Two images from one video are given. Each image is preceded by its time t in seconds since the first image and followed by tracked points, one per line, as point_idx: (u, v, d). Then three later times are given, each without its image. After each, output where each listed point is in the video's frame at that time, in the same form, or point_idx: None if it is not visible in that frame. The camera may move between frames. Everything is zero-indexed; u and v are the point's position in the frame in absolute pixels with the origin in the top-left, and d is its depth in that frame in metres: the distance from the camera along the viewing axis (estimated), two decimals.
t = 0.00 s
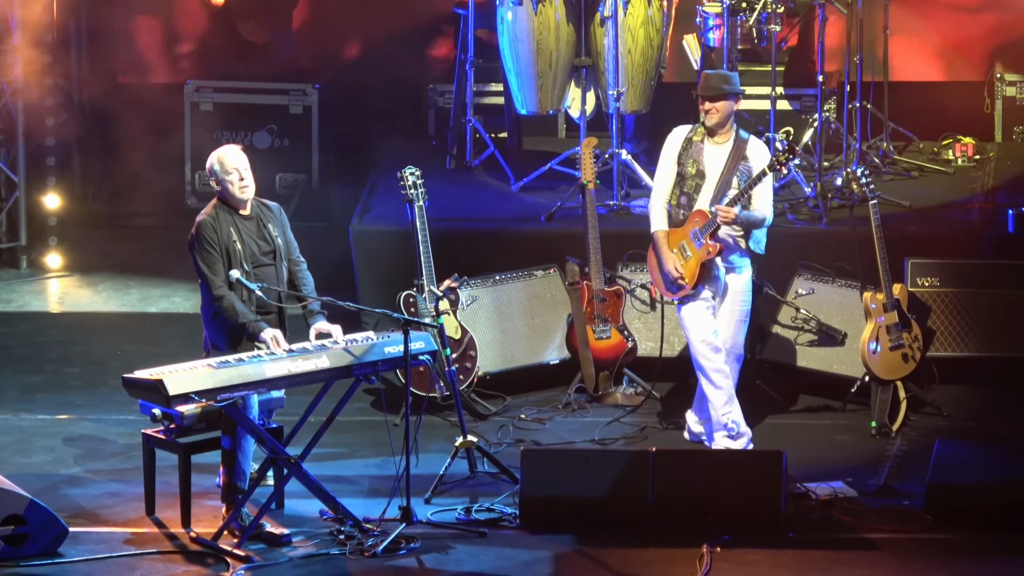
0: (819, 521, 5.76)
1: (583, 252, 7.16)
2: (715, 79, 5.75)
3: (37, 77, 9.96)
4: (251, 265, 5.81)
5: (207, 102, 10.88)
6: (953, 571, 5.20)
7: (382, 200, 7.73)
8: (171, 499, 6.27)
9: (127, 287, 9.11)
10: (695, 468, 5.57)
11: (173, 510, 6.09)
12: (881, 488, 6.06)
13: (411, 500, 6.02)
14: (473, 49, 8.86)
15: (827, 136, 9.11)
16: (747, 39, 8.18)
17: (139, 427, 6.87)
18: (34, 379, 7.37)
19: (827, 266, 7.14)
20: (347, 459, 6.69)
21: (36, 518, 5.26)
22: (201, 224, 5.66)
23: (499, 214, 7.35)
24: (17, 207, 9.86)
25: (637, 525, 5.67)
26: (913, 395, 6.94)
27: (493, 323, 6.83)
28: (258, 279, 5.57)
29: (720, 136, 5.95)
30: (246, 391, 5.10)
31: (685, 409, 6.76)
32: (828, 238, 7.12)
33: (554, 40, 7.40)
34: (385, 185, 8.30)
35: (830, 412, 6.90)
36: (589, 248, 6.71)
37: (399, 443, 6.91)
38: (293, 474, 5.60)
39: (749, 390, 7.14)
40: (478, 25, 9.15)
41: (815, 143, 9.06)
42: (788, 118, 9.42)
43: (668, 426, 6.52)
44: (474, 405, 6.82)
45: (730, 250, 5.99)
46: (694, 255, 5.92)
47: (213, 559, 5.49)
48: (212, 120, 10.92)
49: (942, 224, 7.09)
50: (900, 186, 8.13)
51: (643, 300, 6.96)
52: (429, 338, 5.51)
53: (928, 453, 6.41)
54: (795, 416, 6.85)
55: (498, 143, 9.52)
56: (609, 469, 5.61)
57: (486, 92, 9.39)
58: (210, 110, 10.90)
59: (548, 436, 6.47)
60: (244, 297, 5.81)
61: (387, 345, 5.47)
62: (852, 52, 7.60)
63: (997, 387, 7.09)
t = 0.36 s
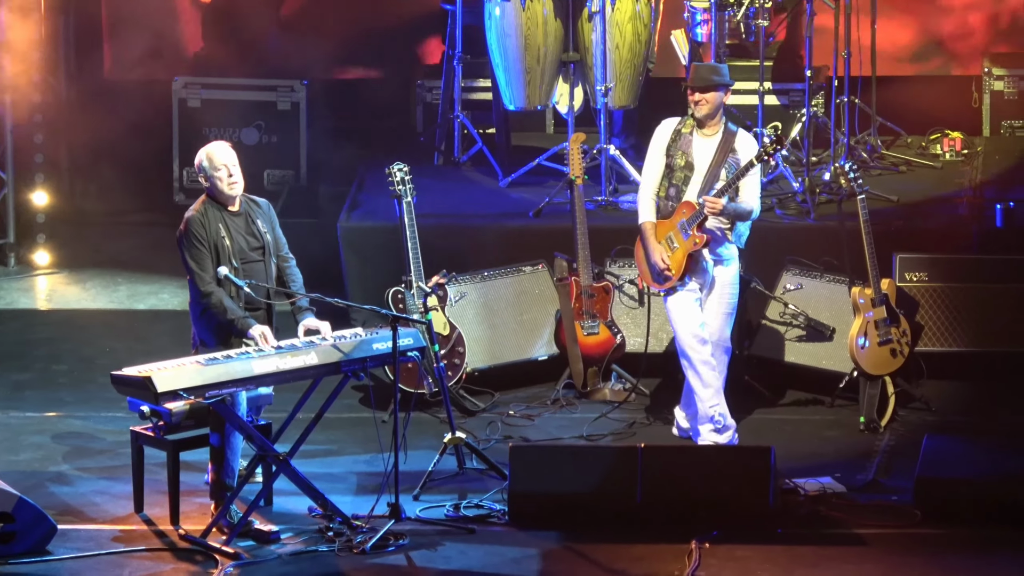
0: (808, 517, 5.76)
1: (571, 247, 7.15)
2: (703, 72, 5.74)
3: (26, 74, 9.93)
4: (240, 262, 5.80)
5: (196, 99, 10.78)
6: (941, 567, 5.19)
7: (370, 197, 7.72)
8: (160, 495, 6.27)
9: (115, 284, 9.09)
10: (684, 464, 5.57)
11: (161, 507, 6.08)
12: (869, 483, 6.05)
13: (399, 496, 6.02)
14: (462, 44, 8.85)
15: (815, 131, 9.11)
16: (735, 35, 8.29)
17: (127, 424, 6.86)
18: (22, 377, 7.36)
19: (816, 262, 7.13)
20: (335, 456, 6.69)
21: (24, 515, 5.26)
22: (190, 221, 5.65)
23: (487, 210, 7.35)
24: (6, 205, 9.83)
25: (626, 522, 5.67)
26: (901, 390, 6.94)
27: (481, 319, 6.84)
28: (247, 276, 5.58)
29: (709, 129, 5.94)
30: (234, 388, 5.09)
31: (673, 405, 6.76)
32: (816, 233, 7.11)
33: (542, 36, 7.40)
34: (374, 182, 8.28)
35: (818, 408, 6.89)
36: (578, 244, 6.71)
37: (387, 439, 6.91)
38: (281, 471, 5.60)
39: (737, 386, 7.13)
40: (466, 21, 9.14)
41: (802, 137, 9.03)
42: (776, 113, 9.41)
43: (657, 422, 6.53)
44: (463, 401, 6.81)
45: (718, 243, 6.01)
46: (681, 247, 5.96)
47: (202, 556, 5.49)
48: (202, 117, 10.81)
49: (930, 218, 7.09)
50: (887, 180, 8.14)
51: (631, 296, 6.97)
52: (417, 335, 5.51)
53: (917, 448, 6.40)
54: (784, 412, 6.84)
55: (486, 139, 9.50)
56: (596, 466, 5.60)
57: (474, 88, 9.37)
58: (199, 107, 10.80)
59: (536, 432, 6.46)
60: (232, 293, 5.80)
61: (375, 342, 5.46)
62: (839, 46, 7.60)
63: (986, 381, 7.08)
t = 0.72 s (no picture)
0: (796, 513, 5.76)
1: (558, 244, 7.15)
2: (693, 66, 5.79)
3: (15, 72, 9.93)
4: (226, 259, 5.80)
5: (182, 97, 10.79)
6: (928, 562, 5.19)
7: (357, 194, 7.72)
8: (148, 493, 6.27)
9: (103, 282, 9.04)
10: (672, 460, 5.56)
11: (150, 505, 6.08)
12: (857, 479, 6.05)
13: (387, 494, 6.02)
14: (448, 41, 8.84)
15: (801, 127, 9.10)
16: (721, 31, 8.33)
17: (115, 422, 6.87)
18: (10, 375, 7.36)
19: (803, 258, 7.13)
20: (323, 453, 6.69)
21: (11, 514, 5.31)
22: (177, 218, 5.64)
23: (474, 207, 7.35)
24: None
25: (613, 518, 5.67)
26: (889, 386, 6.93)
27: (469, 316, 6.84)
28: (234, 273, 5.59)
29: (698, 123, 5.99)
30: (221, 386, 5.09)
31: (661, 401, 6.76)
32: (803, 229, 7.10)
33: (528, 33, 7.40)
34: (360, 179, 8.28)
35: (806, 404, 6.89)
36: (564, 241, 6.72)
37: (375, 437, 6.91)
38: (268, 468, 5.61)
39: (724, 382, 7.13)
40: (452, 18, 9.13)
41: (789, 133, 9.04)
42: (762, 110, 9.40)
43: (645, 419, 6.53)
44: (450, 398, 6.81)
45: (703, 236, 6.05)
46: (665, 240, 5.99)
47: (189, 553, 5.50)
48: (188, 114, 10.83)
49: (916, 214, 7.09)
50: (873, 176, 8.15)
51: (618, 293, 7.00)
52: (405, 332, 5.51)
53: (904, 444, 6.40)
54: (772, 408, 6.84)
55: (472, 136, 9.49)
56: (584, 462, 5.60)
57: (461, 86, 9.36)
58: (185, 105, 10.82)
59: (524, 429, 6.47)
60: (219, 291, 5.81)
61: (363, 339, 5.46)
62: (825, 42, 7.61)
63: (974, 377, 7.08)
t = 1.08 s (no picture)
0: (783, 509, 5.75)
1: (546, 241, 7.15)
2: (680, 61, 5.83)
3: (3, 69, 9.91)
4: (214, 257, 5.80)
5: (169, 95, 10.76)
6: (916, 557, 5.19)
7: (345, 191, 7.72)
8: (135, 491, 6.26)
9: (89, 278, 8.98)
10: (660, 457, 5.56)
11: (137, 502, 6.08)
12: (844, 475, 6.05)
13: (374, 491, 6.01)
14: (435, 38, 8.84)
15: (788, 123, 9.11)
16: (708, 28, 8.29)
17: (102, 420, 6.86)
18: None
19: (790, 254, 7.13)
20: (310, 450, 6.69)
21: None
22: (165, 216, 5.65)
23: (462, 204, 7.35)
24: None
25: (601, 515, 5.67)
26: (877, 382, 6.91)
27: (456, 314, 6.84)
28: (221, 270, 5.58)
29: (685, 117, 6.03)
30: (209, 383, 5.08)
31: (648, 398, 6.77)
32: (790, 226, 7.10)
33: (514, 30, 7.40)
34: (348, 177, 8.27)
35: (793, 400, 6.90)
36: (552, 238, 6.72)
37: (362, 434, 6.91)
38: (256, 466, 5.60)
39: (711, 379, 7.13)
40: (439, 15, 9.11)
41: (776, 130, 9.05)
42: (749, 106, 9.41)
43: (633, 416, 6.54)
44: (438, 395, 6.81)
45: (688, 230, 6.11)
46: (647, 234, 6.01)
47: (177, 551, 5.50)
48: (175, 111, 10.81)
49: (904, 211, 7.11)
50: (860, 173, 8.16)
51: (605, 290, 7.00)
52: (392, 330, 5.52)
53: (892, 440, 6.41)
54: (759, 405, 6.85)
55: (459, 134, 9.49)
56: (571, 459, 5.60)
57: (448, 82, 9.39)
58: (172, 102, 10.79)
59: (511, 426, 6.46)
60: (206, 289, 5.80)
61: (350, 337, 5.47)
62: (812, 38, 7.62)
63: (964, 373, 7.04)
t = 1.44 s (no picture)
0: (769, 506, 5.74)
1: (531, 238, 7.16)
2: (666, 57, 5.81)
3: None
4: (200, 254, 5.78)
5: (154, 91, 10.50)
6: (902, 554, 5.18)
7: (330, 188, 7.73)
8: (121, 488, 6.26)
9: (75, 275, 8.95)
10: (645, 454, 5.55)
11: (124, 499, 6.08)
12: (831, 472, 6.03)
13: (360, 488, 5.99)
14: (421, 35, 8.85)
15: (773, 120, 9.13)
16: (693, 25, 8.29)
17: (88, 417, 6.87)
18: None
19: (775, 251, 7.14)
20: (296, 447, 6.68)
21: None
22: (150, 214, 5.63)
23: (448, 201, 7.36)
24: None
25: (588, 512, 5.64)
26: (862, 379, 6.92)
27: (441, 311, 6.84)
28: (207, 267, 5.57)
29: (669, 113, 6.02)
30: (194, 380, 5.07)
31: (634, 395, 6.77)
32: (776, 223, 7.11)
33: (500, 27, 7.42)
34: (333, 173, 8.28)
35: (779, 397, 6.90)
36: (537, 234, 6.72)
37: (348, 431, 6.91)
38: (242, 462, 5.60)
39: (697, 375, 7.13)
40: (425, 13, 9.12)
41: (761, 127, 9.07)
42: (734, 103, 9.44)
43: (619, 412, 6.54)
44: (423, 392, 6.80)
45: (672, 226, 6.09)
46: (631, 230, 6.01)
47: (163, 548, 5.49)
48: (159, 108, 10.54)
49: (888, 208, 7.16)
50: (844, 170, 8.20)
51: (591, 287, 7.01)
52: (379, 326, 5.48)
53: (878, 437, 6.41)
54: (745, 401, 6.84)
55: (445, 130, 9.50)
56: (557, 455, 5.59)
57: (432, 79, 9.30)
58: (157, 99, 10.53)
59: (496, 423, 6.46)
60: (191, 286, 5.79)
61: (336, 333, 5.41)
62: (797, 36, 7.64)
63: (948, 370, 7.10)
